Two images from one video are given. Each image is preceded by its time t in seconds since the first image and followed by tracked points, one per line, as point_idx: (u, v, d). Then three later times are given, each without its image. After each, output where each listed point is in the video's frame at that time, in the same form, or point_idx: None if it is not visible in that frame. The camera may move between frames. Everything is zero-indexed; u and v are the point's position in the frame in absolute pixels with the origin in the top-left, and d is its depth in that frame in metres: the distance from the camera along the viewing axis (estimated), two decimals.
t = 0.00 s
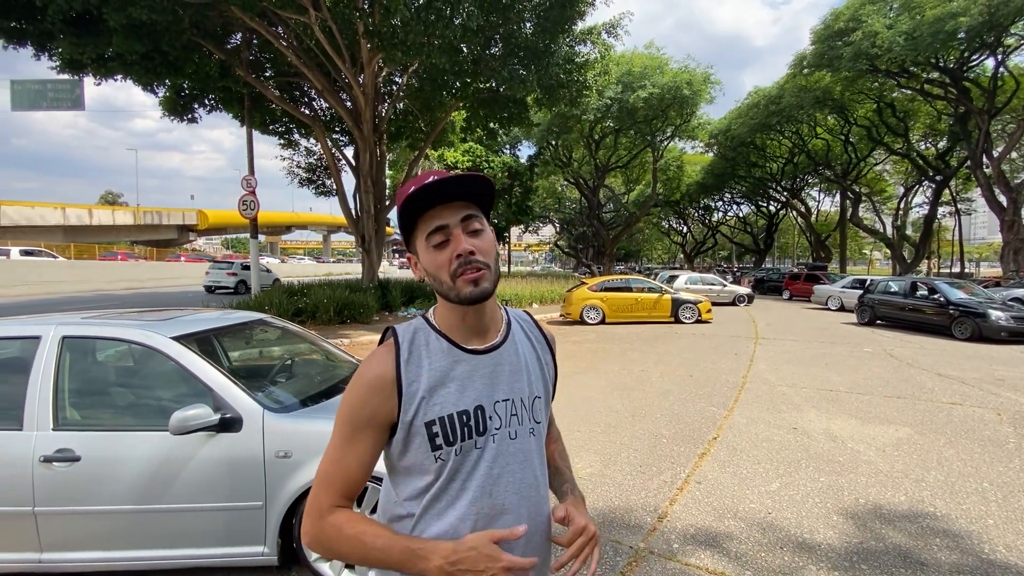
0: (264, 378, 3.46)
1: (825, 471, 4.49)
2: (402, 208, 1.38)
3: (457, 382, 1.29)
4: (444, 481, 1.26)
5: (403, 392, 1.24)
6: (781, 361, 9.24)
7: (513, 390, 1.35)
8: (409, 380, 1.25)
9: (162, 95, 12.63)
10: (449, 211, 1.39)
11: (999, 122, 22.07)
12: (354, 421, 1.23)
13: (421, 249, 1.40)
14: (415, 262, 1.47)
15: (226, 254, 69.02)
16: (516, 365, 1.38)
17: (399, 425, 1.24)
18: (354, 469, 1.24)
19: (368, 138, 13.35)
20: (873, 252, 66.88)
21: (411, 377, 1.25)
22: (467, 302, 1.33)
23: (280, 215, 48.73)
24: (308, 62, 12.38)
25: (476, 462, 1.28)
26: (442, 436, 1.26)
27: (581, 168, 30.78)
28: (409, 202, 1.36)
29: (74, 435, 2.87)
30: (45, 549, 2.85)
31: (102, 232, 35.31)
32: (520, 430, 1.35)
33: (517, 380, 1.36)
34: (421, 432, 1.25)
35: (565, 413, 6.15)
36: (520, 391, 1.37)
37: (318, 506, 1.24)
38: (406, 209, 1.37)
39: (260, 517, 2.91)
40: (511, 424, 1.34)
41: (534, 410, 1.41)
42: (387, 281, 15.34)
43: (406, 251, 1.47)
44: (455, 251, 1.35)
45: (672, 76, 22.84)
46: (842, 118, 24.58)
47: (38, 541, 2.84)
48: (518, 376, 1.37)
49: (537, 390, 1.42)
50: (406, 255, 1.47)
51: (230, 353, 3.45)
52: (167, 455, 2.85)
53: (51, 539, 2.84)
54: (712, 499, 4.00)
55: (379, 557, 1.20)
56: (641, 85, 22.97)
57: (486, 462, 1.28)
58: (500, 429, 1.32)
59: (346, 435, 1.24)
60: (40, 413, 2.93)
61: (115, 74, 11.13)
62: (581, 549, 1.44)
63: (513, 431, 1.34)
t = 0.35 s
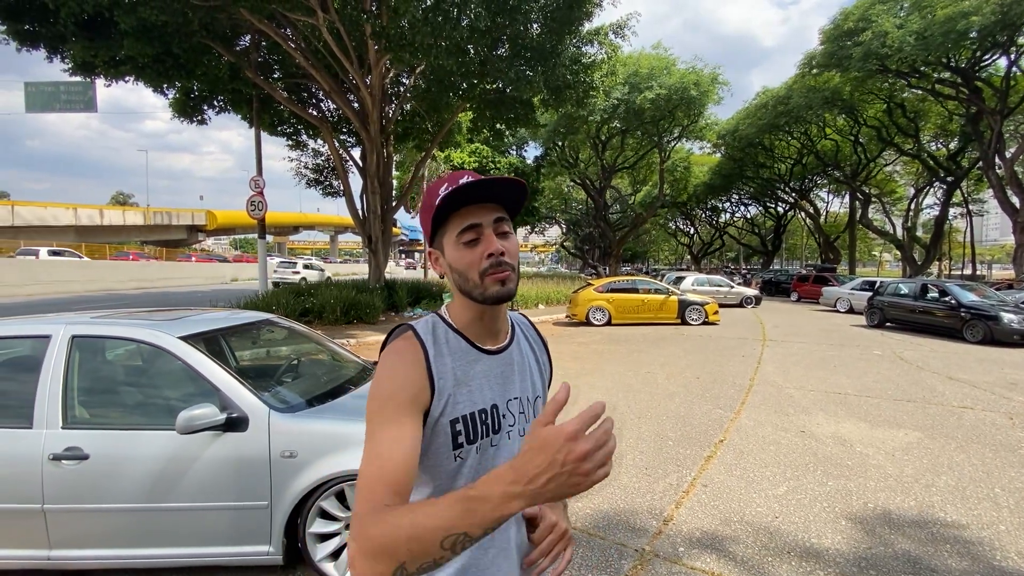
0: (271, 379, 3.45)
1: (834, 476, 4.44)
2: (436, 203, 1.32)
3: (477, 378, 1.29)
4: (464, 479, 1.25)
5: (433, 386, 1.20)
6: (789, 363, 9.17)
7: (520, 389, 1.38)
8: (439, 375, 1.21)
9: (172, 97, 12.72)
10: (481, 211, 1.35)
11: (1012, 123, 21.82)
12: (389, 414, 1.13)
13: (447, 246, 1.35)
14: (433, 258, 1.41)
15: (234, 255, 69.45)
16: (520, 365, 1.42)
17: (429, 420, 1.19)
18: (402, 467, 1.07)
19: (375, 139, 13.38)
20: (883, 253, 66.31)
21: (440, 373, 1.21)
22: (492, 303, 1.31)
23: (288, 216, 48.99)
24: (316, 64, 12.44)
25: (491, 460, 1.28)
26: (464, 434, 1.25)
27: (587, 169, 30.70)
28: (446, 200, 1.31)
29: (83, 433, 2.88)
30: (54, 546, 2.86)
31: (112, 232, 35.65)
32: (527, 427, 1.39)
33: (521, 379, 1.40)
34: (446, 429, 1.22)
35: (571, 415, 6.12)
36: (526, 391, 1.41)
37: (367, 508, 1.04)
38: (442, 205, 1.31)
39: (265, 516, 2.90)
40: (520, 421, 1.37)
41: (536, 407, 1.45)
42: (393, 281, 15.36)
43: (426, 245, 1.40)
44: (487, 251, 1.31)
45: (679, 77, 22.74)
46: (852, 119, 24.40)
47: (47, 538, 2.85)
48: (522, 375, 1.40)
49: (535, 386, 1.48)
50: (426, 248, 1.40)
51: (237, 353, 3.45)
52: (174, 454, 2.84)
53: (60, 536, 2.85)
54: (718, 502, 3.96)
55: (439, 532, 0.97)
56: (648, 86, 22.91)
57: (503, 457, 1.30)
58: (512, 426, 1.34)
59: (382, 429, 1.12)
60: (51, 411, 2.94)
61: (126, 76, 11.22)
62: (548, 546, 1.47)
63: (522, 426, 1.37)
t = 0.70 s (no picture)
0: (274, 379, 3.43)
1: (839, 479, 4.40)
2: (490, 200, 1.28)
3: (492, 378, 1.26)
4: (474, 480, 1.22)
5: (456, 381, 1.17)
6: (794, 365, 9.10)
7: (527, 393, 1.36)
8: (460, 371, 1.18)
9: (178, 98, 12.76)
10: (528, 218, 1.33)
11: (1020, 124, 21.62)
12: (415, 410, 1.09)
13: (488, 244, 1.30)
14: (466, 251, 1.35)
15: (240, 255, 69.76)
16: (527, 369, 1.40)
17: (449, 416, 1.16)
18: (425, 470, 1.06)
19: (379, 140, 13.39)
20: (889, 255, 65.94)
21: (462, 369, 1.19)
22: (524, 310, 1.29)
23: (294, 217, 49.15)
24: (321, 64, 12.46)
25: (501, 463, 1.26)
26: (479, 432, 1.22)
27: (591, 170, 30.62)
28: (503, 199, 1.27)
29: (87, 433, 2.87)
30: (58, 544, 2.86)
31: (119, 232, 35.85)
32: (534, 431, 1.37)
33: (529, 383, 1.38)
34: (464, 427, 1.19)
35: (574, 417, 6.09)
36: (532, 395, 1.38)
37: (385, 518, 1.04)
38: (497, 202, 1.27)
39: (267, 516, 2.89)
40: (528, 425, 1.34)
41: (541, 412, 1.43)
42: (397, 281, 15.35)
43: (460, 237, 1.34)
44: (531, 259, 1.29)
45: (684, 77, 22.64)
46: (858, 120, 24.25)
47: (51, 536, 2.85)
48: (529, 380, 1.38)
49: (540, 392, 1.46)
50: (461, 240, 1.33)
51: (240, 353, 3.44)
52: (178, 454, 2.83)
53: (63, 535, 2.85)
54: (722, 505, 3.93)
55: None
56: (653, 87, 22.86)
57: (511, 460, 1.28)
58: (520, 430, 1.32)
59: (400, 426, 1.08)
60: (55, 410, 2.93)
61: (132, 77, 11.28)
62: (545, 562, 1.42)
63: (530, 431, 1.35)
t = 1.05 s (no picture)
0: (276, 379, 3.43)
1: (842, 481, 4.38)
2: (468, 205, 1.27)
3: (477, 382, 1.26)
4: (465, 488, 1.22)
5: (430, 385, 1.19)
6: (797, 367, 9.07)
7: (527, 398, 1.34)
8: (437, 377, 1.21)
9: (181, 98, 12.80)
10: (510, 221, 1.30)
11: None
12: (379, 413, 1.15)
13: (471, 248, 1.30)
14: (453, 254, 1.35)
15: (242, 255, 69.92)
16: (529, 372, 1.37)
17: (423, 421, 1.19)
18: (375, 468, 1.16)
19: (382, 141, 13.40)
20: (892, 256, 65.70)
21: (441, 377, 1.21)
22: (509, 315, 1.27)
23: (297, 218, 49.24)
24: (324, 65, 12.48)
25: (495, 469, 1.25)
26: (463, 437, 1.23)
27: (594, 170, 30.58)
28: (480, 204, 1.25)
29: (89, 433, 2.88)
30: (59, 544, 2.86)
31: (123, 232, 35.95)
32: (534, 437, 1.34)
33: (529, 389, 1.35)
34: (444, 431, 1.21)
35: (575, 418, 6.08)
36: (533, 400, 1.36)
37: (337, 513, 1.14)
38: (473, 207, 1.26)
39: (268, 516, 2.89)
40: (527, 431, 1.32)
41: (545, 417, 1.40)
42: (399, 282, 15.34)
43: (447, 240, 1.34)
44: (511, 263, 1.27)
45: (687, 78, 22.56)
46: (862, 121, 24.21)
47: (52, 536, 2.85)
48: (531, 384, 1.36)
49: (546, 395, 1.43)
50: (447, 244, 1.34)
51: (242, 353, 3.44)
52: (179, 454, 2.83)
53: (65, 534, 2.85)
54: (724, 507, 3.91)
55: None
56: (655, 88, 22.86)
57: (506, 468, 1.26)
58: (517, 436, 1.30)
59: (352, 428, 1.16)
60: (57, 410, 2.93)
61: (137, 78, 11.34)
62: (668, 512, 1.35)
63: (529, 437, 1.32)
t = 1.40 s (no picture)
0: (276, 379, 3.43)
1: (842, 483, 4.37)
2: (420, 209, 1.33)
3: (459, 384, 1.26)
4: (447, 489, 1.22)
5: (408, 389, 1.23)
6: (798, 368, 9.07)
7: (520, 398, 1.30)
8: (415, 381, 1.23)
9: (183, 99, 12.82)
10: (467, 218, 1.33)
11: None
12: (365, 415, 1.23)
13: (437, 252, 1.35)
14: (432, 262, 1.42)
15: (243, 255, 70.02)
16: (525, 370, 1.32)
17: (404, 422, 1.23)
18: (366, 465, 1.25)
19: (382, 141, 13.40)
20: (893, 257, 65.62)
21: (418, 382, 1.24)
22: (478, 311, 1.27)
23: (298, 218, 49.31)
24: (325, 65, 12.49)
25: (479, 471, 1.23)
26: (442, 439, 1.24)
27: (594, 171, 30.58)
28: (429, 203, 1.31)
29: (90, 433, 2.88)
30: (60, 544, 2.87)
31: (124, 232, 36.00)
32: (528, 439, 1.28)
33: (523, 387, 1.31)
34: (422, 434, 1.23)
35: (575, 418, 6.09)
36: (529, 399, 1.31)
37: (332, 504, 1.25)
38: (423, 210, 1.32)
39: (269, 516, 2.89)
40: (519, 433, 1.28)
41: (545, 417, 1.34)
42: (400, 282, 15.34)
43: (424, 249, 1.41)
44: (471, 258, 1.29)
45: (688, 79, 22.55)
46: (863, 121, 24.18)
47: (53, 536, 2.86)
48: (525, 383, 1.31)
49: (548, 393, 1.37)
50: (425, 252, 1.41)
51: (243, 353, 3.44)
52: (179, 454, 2.84)
53: (66, 534, 2.86)
54: (724, 508, 3.91)
55: None
56: (656, 88, 22.87)
57: (491, 471, 1.23)
58: (508, 438, 1.26)
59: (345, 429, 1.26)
60: (58, 410, 2.94)
61: (139, 79, 11.38)
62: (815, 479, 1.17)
63: (522, 439, 1.28)
